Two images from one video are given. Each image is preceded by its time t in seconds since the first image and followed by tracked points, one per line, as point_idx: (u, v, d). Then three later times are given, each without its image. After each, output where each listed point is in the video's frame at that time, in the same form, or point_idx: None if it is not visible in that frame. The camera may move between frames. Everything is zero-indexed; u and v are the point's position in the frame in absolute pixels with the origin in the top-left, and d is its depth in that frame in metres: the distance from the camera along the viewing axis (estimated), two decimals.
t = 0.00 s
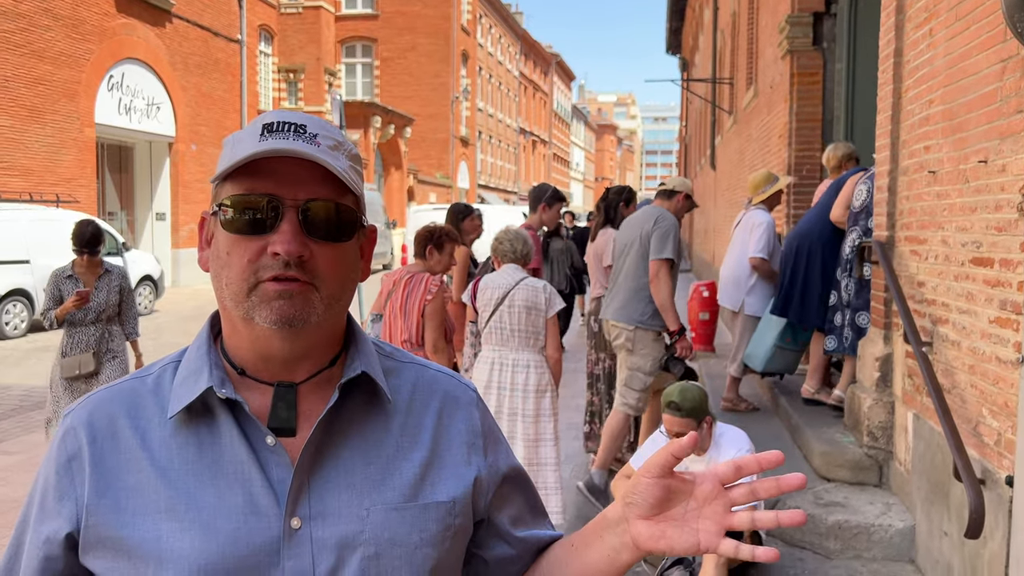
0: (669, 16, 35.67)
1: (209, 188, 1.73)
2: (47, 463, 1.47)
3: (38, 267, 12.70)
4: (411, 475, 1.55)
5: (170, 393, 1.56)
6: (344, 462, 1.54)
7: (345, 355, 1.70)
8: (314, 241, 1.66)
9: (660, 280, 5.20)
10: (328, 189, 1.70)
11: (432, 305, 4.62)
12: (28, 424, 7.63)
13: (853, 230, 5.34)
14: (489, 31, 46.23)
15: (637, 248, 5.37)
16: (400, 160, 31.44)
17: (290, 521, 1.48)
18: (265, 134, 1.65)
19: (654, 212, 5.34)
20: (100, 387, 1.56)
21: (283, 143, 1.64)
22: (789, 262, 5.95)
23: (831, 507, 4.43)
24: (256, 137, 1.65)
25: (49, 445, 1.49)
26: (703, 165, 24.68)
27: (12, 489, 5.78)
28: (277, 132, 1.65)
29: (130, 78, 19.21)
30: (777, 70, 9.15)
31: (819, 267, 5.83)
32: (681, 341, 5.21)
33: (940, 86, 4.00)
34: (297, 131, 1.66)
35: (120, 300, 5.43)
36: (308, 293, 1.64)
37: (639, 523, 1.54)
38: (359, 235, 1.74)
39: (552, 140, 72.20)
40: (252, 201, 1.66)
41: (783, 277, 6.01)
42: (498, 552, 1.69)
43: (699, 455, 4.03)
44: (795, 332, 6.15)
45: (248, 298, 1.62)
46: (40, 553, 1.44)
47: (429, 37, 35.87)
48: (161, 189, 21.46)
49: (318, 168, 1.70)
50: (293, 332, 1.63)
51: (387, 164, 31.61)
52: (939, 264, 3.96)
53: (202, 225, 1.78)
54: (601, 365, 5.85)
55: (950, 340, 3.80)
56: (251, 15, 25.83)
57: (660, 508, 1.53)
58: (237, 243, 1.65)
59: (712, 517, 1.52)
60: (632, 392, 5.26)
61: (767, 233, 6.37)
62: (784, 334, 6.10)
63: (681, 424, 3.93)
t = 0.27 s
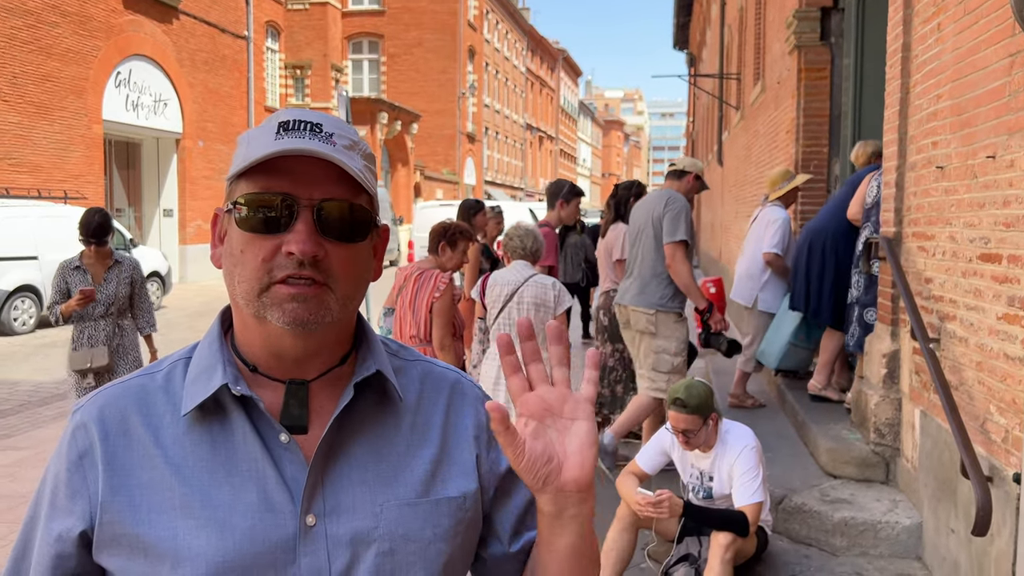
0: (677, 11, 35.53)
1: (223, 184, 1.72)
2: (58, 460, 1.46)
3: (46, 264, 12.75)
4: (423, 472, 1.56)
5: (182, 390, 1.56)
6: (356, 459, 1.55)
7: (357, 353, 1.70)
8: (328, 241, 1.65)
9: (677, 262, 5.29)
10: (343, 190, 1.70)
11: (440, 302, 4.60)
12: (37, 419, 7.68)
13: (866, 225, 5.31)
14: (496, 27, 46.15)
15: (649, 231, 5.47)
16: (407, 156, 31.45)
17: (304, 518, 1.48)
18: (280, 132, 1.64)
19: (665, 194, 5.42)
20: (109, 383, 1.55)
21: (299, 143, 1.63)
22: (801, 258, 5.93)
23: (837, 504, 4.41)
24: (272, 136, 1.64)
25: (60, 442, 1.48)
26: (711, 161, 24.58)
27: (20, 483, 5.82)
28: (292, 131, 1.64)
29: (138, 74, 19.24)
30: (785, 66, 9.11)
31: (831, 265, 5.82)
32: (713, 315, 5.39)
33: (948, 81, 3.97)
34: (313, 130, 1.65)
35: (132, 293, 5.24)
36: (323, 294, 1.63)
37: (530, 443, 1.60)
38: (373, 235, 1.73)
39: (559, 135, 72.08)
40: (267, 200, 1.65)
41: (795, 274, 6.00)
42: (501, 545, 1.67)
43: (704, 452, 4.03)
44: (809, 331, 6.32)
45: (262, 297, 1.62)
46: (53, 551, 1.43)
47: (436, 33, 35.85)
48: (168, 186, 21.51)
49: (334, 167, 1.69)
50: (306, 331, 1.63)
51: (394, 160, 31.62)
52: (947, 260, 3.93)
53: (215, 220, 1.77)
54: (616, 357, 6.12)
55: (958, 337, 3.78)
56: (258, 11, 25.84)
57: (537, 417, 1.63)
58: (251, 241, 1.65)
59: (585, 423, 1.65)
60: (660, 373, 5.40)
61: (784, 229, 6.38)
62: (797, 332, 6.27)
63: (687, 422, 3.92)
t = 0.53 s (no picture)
0: (682, 7, 35.45)
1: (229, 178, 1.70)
2: (61, 463, 1.44)
3: (52, 260, 12.78)
4: (430, 471, 1.55)
5: (186, 390, 1.54)
6: (363, 457, 1.54)
7: (362, 351, 1.69)
8: (335, 237, 1.64)
9: (688, 256, 5.27)
10: (351, 186, 1.68)
11: (447, 300, 4.59)
12: (42, 416, 7.70)
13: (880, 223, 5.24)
14: (500, 23, 46.12)
15: (654, 224, 5.47)
16: (412, 152, 31.45)
17: (312, 518, 1.47)
18: (289, 127, 1.62)
19: (669, 187, 5.40)
20: (111, 383, 1.53)
21: (307, 138, 1.62)
22: (821, 250, 5.88)
23: (842, 501, 4.40)
24: (280, 130, 1.63)
25: (63, 444, 1.46)
26: (716, 157, 24.53)
27: (24, 480, 5.84)
28: (301, 127, 1.63)
29: (143, 71, 19.26)
30: (791, 61, 9.07)
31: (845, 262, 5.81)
32: (727, 309, 5.37)
33: (955, 76, 3.95)
34: (321, 126, 1.64)
35: (139, 299, 4.98)
36: (327, 291, 1.61)
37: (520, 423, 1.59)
38: (379, 233, 1.72)
39: (563, 131, 72.03)
40: (274, 196, 1.64)
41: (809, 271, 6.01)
42: (506, 545, 1.64)
43: (709, 448, 4.01)
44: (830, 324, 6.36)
45: (267, 293, 1.60)
46: (58, 555, 1.41)
47: (440, 29, 35.82)
48: (173, 182, 21.54)
49: (342, 163, 1.68)
50: (311, 328, 1.61)
51: (399, 156, 31.63)
52: (954, 256, 3.91)
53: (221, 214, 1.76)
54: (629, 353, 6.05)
55: (964, 333, 3.76)
56: (263, 8, 25.85)
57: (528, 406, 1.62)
58: (257, 237, 1.63)
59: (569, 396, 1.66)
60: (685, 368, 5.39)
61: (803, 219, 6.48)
62: (819, 325, 6.34)
63: (691, 418, 3.90)
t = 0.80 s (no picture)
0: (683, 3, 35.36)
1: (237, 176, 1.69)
2: (68, 465, 1.42)
3: (53, 258, 12.77)
4: (440, 476, 1.53)
5: (195, 391, 1.51)
6: (374, 461, 1.53)
7: (372, 349, 1.69)
8: (343, 234, 1.63)
9: (694, 252, 5.29)
10: (360, 181, 1.67)
11: (452, 297, 4.58)
12: (43, 413, 7.70)
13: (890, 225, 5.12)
14: (502, 20, 46.05)
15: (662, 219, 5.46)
16: (413, 149, 31.43)
17: (323, 523, 1.45)
18: (296, 121, 1.61)
19: (677, 182, 5.39)
20: (118, 383, 1.50)
21: (315, 133, 1.61)
22: (830, 251, 5.83)
23: (844, 499, 4.38)
24: (286, 125, 1.62)
25: (69, 445, 1.43)
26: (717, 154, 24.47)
27: (25, 477, 5.83)
28: (308, 121, 1.62)
29: (144, 68, 19.23)
30: (793, 57, 9.04)
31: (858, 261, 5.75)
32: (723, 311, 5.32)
33: (958, 72, 3.92)
34: (329, 120, 1.62)
35: (141, 297, 4.92)
36: (336, 289, 1.60)
37: (662, 508, 1.49)
38: (388, 229, 1.71)
39: (565, 128, 71.95)
40: (281, 192, 1.63)
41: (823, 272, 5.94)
42: (519, 554, 1.65)
43: (711, 446, 4.00)
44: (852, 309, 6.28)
45: (275, 292, 1.59)
46: (65, 558, 1.39)
47: (442, 26, 35.77)
48: (174, 179, 21.52)
49: (351, 158, 1.66)
50: (319, 328, 1.60)
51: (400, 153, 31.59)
52: (957, 253, 3.89)
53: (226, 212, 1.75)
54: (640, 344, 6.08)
55: (967, 331, 3.74)
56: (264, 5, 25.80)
57: (687, 506, 1.46)
58: (265, 234, 1.62)
59: (736, 532, 1.47)
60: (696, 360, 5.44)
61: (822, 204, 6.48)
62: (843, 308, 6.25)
63: (693, 416, 3.88)
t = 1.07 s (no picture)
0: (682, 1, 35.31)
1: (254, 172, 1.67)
2: (85, 458, 1.41)
3: (50, 255, 12.74)
4: (459, 474, 1.51)
5: (213, 387, 1.51)
6: (393, 458, 1.51)
7: (390, 347, 1.68)
8: (363, 232, 1.61)
9: (703, 252, 5.21)
10: (381, 179, 1.66)
11: (451, 295, 4.54)
12: (41, 411, 7.68)
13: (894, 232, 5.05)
14: (500, 17, 45.99)
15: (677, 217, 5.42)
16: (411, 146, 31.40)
17: (341, 520, 1.43)
18: (316, 118, 1.59)
19: (696, 181, 5.35)
20: (136, 377, 1.49)
21: (335, 130, 1.58)
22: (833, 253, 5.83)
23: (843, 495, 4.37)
24: (308, 121, 1.59)
25: (87, 440, 1.42)
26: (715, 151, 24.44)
27: (22, 475, 5.82)
28: (329, 118, 1.60)
29: (140, 66, 19.17)
30: (790, 54, 9.02)
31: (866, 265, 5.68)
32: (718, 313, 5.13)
33: (957, 68, 3.91)
34: (349, 117, 1.61)
35: (141, 305, 4.36)
36: (357, 287, 1.59)
37: (681, 520, 1.48)
38: (408, 228, 1.69)
39: (563, 126, 71.91)
40: (302, 188, 1.61)
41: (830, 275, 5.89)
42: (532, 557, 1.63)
43: (708, 444, 3.99)
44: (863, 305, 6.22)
45: (293, 289, 1.57)
46: (83, 553, 1.37)
47: (440, 23, 35.71)
48: (171, 177, 21.47)
49: (372, 156, 1.65)
50: (338, 325, 1.58)
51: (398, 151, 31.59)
52: (955, 249, 3.87)
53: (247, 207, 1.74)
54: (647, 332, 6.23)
55: (965, 327, 3.73)
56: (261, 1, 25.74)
57: (707, 520, 1.44)
58: (285, 230, 1.61)
59: (752, 543, 1.45)
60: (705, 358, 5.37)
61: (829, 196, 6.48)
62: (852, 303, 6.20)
63: (690, 413, 3.87)
